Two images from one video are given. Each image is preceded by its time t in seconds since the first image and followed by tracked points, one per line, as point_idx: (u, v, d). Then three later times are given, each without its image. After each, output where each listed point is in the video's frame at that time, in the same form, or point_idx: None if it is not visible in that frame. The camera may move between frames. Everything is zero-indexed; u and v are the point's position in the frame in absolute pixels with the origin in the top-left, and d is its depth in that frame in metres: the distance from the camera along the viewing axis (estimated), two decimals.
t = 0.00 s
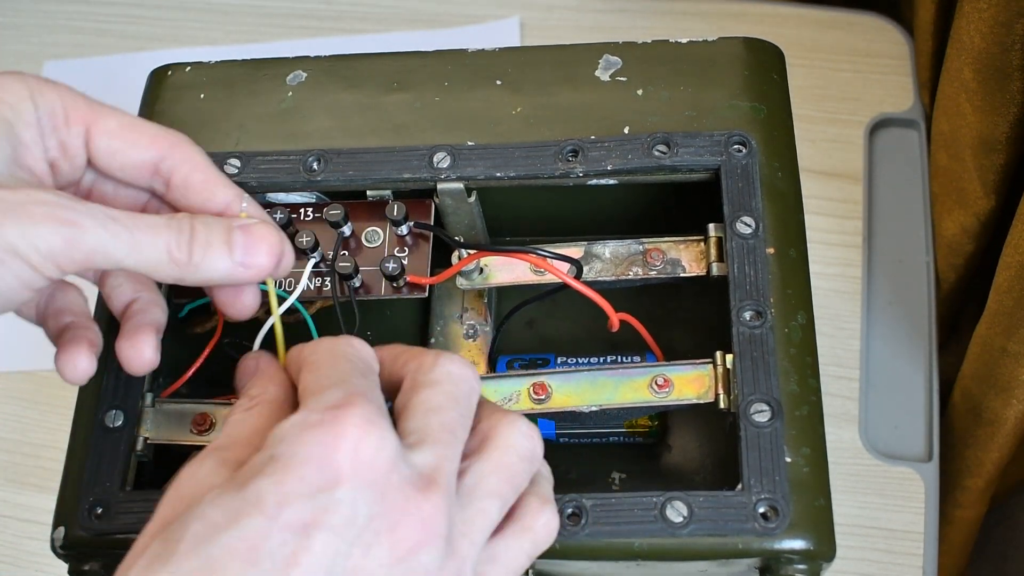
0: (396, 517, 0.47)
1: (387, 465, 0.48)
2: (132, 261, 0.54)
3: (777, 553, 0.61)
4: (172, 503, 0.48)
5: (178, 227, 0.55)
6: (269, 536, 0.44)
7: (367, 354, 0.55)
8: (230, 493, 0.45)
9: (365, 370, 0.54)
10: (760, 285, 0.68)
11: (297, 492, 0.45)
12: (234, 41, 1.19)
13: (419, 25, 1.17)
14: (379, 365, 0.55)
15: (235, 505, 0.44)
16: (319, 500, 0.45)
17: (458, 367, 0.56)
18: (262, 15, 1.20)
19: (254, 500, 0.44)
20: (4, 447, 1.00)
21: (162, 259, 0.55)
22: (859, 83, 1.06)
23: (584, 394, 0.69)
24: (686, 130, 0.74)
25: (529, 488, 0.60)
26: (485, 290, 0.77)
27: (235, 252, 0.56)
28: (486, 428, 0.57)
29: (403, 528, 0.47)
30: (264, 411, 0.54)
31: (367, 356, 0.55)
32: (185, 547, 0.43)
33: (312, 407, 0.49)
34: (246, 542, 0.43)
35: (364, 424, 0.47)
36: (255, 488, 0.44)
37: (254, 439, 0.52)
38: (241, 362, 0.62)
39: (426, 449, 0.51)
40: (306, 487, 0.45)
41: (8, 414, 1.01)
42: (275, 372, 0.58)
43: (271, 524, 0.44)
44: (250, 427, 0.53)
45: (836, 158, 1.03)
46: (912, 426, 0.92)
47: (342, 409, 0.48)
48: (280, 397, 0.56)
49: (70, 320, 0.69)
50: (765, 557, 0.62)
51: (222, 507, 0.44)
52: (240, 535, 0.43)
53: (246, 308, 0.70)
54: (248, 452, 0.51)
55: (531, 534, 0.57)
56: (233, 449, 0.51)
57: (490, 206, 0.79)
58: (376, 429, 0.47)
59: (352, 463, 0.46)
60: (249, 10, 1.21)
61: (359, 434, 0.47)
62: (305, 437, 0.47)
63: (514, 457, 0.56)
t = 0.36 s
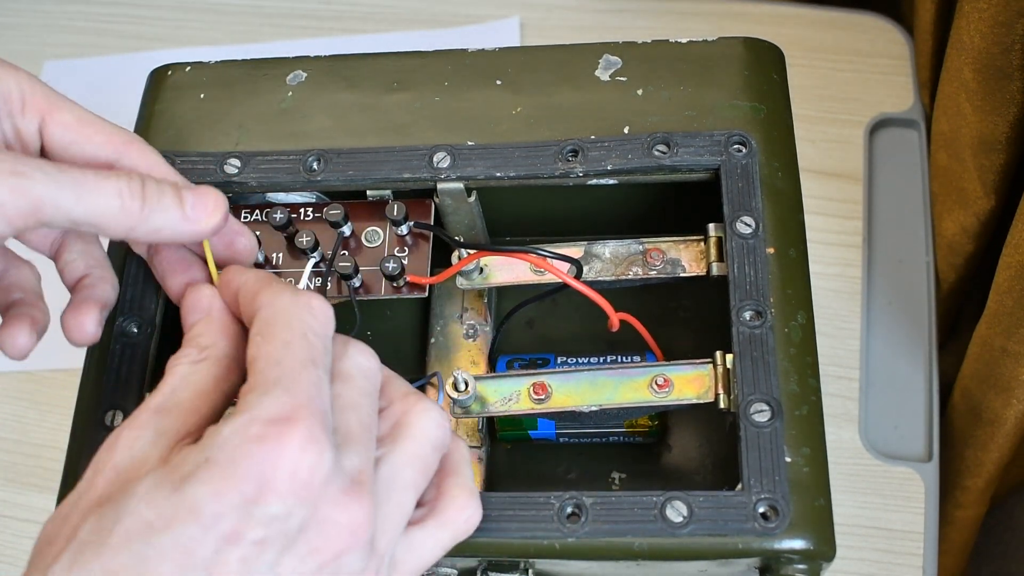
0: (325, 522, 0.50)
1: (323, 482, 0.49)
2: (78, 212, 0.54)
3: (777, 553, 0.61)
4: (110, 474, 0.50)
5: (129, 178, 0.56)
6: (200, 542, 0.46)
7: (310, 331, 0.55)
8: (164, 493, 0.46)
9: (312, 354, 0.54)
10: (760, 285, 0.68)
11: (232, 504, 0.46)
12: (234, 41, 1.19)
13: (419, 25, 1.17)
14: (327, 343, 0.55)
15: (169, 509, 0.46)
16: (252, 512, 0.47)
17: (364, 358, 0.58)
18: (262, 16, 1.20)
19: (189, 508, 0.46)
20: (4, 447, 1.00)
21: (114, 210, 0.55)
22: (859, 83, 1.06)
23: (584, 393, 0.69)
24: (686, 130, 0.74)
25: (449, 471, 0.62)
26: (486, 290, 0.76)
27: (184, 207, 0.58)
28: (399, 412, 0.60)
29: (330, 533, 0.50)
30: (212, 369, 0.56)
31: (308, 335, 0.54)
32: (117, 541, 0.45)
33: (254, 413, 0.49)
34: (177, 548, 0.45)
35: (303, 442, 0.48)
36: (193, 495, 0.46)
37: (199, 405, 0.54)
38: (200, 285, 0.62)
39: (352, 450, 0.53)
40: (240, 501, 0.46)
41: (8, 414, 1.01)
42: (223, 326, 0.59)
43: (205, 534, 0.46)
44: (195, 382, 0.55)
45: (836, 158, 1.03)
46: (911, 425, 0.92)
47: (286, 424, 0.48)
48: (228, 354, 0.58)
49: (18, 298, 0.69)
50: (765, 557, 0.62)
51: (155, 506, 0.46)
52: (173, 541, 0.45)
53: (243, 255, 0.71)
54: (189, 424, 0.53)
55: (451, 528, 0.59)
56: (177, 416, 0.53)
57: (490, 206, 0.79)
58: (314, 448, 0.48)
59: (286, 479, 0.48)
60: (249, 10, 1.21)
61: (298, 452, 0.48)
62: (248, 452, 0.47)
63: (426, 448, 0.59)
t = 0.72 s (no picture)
0: (310, 534, 0.49)
1: (305, 491, 0.49)
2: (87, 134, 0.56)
3: (777, 553, 0.61)
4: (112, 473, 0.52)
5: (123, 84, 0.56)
6: (186, 546, 0.47)
7: (324, 346, 0.55)
8: (156, 496, 0.48)
9: (320, 368, 0.54)
10: (760, 284, 0.69)
11: (215, 511, 0.47)
12: (234, 41, 1.19)
13: (420, 25, 1.17)
14: (341, 361, 0.56)
15: (159, 511, 0.47)
16: (234, 520, 0.48)
17: (384, 370, 0.59)
18: (262, 15, 1.20)
19: (177, 513, 0.47)
20: (4, 447, 1.00)
21: (114, 124, 0.56)
22: (858, 83, 1.06)
23: (584, 394, 0.69)
24: (686, 131, 0.74)
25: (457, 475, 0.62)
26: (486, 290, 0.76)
27: (183, 103, 0.56)
28: (413, 424, 0.60)
29: (315, 546, 0.49)
30: (219, 366, 0.57)
31: (321, 350, 0.55)
32: (112, 544, 0.47)
33: (244, 423, 0.50)
34: (164, 552, 0.46)
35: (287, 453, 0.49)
36: (181, 500, 0.47)
37: (197, 404, 0.55)
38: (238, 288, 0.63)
39: (349, 462, 0.53)
40: (223, 509, 0.47)
41: (8, 414, 1.01)
42: (241, 326, 0.60)
43: (190, 539, 0.47)
44: (198, 376, 0.56)
45: (835, 158, 1.03)
46: (911, 425, 0.92)
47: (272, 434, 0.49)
48: (236, 353, 0.59)
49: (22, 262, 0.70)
50: (765, 557, 0.62)
51: (148, 508, 0.47)
52: (160, 545, 0.46)
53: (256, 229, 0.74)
54: (185, 420, 0.55)
55: (451, 534, 0.59)
56: (175, 414, 0.54)
57: (490, 206, 0.79)
58: (297, 459, 0.49)
59: (270, 489, 0.48)
60: (249, 10, 1.21)
61: (281, 463, 0.48)
62: (233, 459, 0.48)
63: (432, 461, 0.58)
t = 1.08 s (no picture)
0: (306, 532, 0.50)
1: (296, 489, 0.49)
2: None
3: (777, 553, 0.61)
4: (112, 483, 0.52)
5: None
6: (183, 550, 0.47)
7: (308, 345, 0.55)
8: (152, 502, 0.48)
9: (305, 367, 0.54)
10: (760, 285, 0.69)
11: (209, 513, 0.47)
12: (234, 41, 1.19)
13: (419, 25, 1.17)
14: (327, 359, 0.56)
15: (155, 517, 0.47)
16: (230, 521, 0.48)
17: (383, 367, 0.58)
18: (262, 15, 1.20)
19: (171, 517, 0.47)
20: (4, 447, 1.00)
21: None
22: (858, 83, 1.06)
23: (584, 394, 0.69)
24: (686, 131, 0.74)
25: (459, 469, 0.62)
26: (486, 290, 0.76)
27: None
28: (411, 419, 0.60)
29: (312, 544, 0.50)
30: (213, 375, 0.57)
31: (306, 349, 0.55)
32: (110, 550, 0.47)
33: (232, 425, 0.50)
34: (161, 556, 0.47)
35: (274, 453, 0.49)
36: (175, 505, 0.47)
37: (194, 410, 0.55)
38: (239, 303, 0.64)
39: (343, 458, 0.53)
40: (218, 510, 0.48)
41: (8, 414, 1.01)
42: (235, 339, 0.60)
43: (187, 543, 0.47)
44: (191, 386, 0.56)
45: (835, 158, 1.03)
46: (911, 425, 0.92)
47: (260, 434, 0.49)
48: (228, 362, 0.59)
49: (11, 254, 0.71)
50: (765, 557, 0.62)
51: (143, 514, 0.48)
52: (158, 549, 0.47)
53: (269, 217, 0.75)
54: (180, 427, 0.54)
55: (453, 526, 0.59)
56: (171, 423, 0.54)
57: (490, 206, 0.79)
58: (285, 458, 0.49)
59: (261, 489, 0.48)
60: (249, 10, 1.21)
61: (269, 463, 0.48)
62: (223, 461, 0.48)
63: (430, 455, 0.58)
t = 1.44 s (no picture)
0: (309, 519, 0.50)
1: (298, 477, 0.50)
2: None
3: (777, 553, 0.61)
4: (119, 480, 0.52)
5: None
6: (188, 541, 0.47)
7: (305, 337, 0.55)
8: (156, 495, 0.48)
9: (303, 358, 0.54)
10: (760, 285, 0.69)
11: (213, 503, 0.48)
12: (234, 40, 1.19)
13: (420, 25, 1.17)
14: (324, 351, 0.56)
15: (160, 509, 0.48)
16: (233, 511, 0.48)
17: (379, 355, 0.58)
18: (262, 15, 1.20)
19: (175, 508, 0.47)
20: (4, 447, 1.00)
21: None
22: (858, 84, 1.06)
23: (584, 393, 0.69)
24: (686, 131, 0.74)
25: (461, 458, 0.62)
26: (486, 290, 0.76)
27: None
28: (411, 406, 0.60)
29: (315, 531, 0.50)
30: (218, 374, 0.57)
31: (303, 341, 0.55)
32: (116, 544, 0.47)
33: (232, 416, 0.50)
34: (166, 547, 0.47)
35: (275, 441, 0.49)
36: (179, 496, 0.48)
37: (204, 410, 0.55)
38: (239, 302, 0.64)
39: (343, 446, 0.53)
40: (221, 500, 0.48)
41: (8, 414, 1.01)
42: (242, 342, 0.60)
43: (192, 533, 0.47)
44: (198, 385, 0.56)
45: (835, 158, 1.03)
46: (911, 425, 0.92)
47: (260, 424, 0.49)
48: (237, 362, 0.59)
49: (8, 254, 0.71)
50: (765, 557, 0.62)
51: (148, 507, 0.48)
52: (163, 539, 0.47)
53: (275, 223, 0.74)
54: (189, 426, 0.54)
55: (458, 514, 0.59)
56: (181, 421, 0.55)
57: (490, 206, 0.80)
58: (286, 446, 0.49)
59: (263, 477, 0.49)
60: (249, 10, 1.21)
61: (270, 450, 0.49)
62: (225, 450, 0.48)
63: (430, 441, 0.58)
